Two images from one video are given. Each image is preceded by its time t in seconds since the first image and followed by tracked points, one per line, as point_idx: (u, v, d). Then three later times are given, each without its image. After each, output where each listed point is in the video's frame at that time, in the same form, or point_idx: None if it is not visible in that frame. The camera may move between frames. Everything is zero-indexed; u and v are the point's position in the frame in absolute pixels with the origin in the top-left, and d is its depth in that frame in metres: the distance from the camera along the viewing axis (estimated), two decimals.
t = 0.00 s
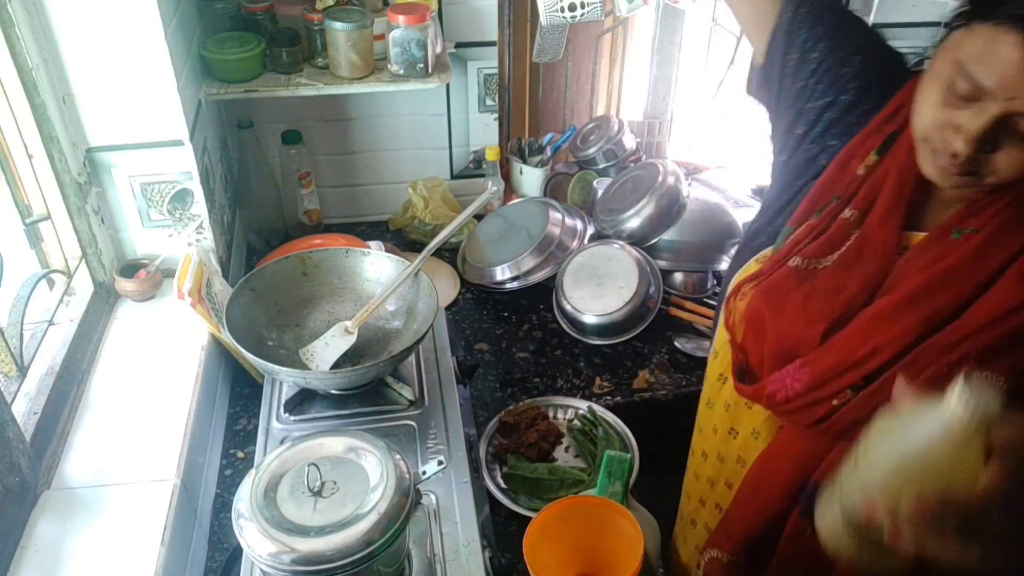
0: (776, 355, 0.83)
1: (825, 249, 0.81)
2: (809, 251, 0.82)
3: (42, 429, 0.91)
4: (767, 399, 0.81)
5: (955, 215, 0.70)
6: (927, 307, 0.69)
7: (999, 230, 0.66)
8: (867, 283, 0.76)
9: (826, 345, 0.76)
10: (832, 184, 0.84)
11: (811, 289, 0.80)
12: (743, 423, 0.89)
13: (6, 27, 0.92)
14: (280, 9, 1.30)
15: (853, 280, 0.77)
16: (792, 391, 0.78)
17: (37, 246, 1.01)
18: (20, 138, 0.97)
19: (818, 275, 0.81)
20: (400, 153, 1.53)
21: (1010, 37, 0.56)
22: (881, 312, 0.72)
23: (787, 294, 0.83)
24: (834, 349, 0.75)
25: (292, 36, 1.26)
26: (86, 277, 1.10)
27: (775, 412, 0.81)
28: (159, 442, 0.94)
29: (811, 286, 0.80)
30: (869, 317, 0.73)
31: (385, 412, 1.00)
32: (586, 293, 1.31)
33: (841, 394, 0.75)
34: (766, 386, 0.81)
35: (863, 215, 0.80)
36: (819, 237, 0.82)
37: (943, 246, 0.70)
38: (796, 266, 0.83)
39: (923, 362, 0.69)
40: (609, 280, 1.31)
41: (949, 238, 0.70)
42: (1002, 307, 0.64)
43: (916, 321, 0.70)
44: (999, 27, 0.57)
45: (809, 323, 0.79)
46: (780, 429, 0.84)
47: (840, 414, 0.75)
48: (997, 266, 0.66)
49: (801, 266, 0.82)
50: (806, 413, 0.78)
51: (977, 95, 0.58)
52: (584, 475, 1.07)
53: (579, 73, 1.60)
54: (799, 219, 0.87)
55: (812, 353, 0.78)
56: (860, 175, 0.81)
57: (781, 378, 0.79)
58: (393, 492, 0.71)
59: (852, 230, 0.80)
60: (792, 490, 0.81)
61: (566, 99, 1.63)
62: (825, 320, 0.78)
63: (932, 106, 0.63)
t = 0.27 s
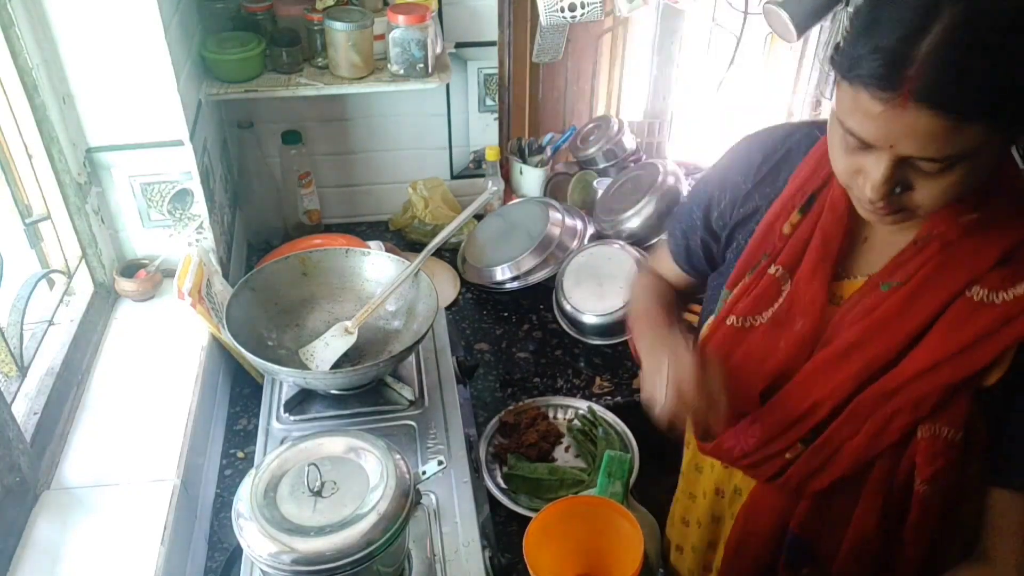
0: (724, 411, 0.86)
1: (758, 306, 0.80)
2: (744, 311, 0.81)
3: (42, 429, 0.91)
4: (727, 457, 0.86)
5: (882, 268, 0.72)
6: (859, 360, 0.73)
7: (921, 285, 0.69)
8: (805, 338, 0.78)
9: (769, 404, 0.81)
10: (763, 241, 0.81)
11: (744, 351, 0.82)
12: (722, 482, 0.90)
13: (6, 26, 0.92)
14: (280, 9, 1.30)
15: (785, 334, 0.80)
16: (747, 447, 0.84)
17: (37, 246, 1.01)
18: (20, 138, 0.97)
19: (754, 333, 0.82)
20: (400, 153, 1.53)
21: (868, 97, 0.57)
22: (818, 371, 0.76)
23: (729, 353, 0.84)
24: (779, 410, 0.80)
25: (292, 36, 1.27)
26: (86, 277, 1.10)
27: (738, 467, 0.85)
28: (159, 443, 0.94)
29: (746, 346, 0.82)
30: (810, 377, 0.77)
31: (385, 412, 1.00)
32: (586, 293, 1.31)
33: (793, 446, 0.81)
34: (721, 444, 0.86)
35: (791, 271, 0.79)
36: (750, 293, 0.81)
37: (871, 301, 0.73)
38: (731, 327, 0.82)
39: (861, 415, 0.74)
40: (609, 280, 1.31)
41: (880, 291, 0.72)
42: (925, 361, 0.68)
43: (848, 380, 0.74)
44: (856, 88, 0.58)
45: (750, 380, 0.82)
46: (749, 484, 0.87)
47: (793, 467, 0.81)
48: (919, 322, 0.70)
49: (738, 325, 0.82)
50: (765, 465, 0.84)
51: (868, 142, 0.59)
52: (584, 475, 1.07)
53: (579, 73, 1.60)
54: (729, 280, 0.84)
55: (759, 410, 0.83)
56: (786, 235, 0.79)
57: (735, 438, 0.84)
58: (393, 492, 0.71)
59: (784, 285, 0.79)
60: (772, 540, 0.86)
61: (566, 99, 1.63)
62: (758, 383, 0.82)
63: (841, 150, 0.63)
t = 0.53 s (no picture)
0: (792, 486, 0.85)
1: (826, 368, 0.82)
2: (810, 376, 0.83)
3: (42, 428, 0.91)
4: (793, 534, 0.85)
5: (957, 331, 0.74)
6: (938, 434, 0.74)
7: (1004, 351, 0.71)
8: (875, 403, 0.79)
9: (841, 479, 0.81)
10: (827, 298, 0.83)
11: (811, 420, 0.83)
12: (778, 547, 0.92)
13: (6, 26, 0.92)
14: (280, 9, 1.30)
15: (856, 403, 0.80)
16: (818, 523, 0.83)
17: (37, 246, 1.01)
18: (21, 138, 0.97)
19: (822, 399, 0.83)
20: (400, 153, 1.53)
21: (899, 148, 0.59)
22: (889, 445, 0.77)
23: (798, 418, 0.84)
24: (851, 484, 0.80)
25: (292, 36, 1.26)
26: (86, 277, 1.10)
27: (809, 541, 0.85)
28: (159, 443, 0.94)
29: (816, 412, 0.83)
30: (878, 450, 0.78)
31: (385, 412, 0.99)
32: (586, 293, 1.31)
33: (869, 524, 0.80)
34: (788, 521, 0.85)
35: (858, 331, 0.81)
36: (817, 356, 0.82)
37: (948, 368, 0.75)
38: (797, 391, 0.84)
39: (943, 488, 0.75)
40: (609, 280, 1.31)
41: (956, 355, 0.74)
42: (1011, 437, 0.70)
43: (926, 454, 0.75)
44: (890, 141, 0.60)
45: (818, 452, 0.82)
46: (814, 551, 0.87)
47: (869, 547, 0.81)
48: (1002, 393, 0.71)
49: (806, 390, 0.83)
50: (832, 542, 0.83)
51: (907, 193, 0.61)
52: (584, 475, 1.07)
53: (579, 73, 1.60)
54: (790, 338, 0.85)
55: (829, 486, 0.82)
56: (852, 291, 0.82)
57: (802, 514, 0.84)
58: (393, 492, 0.71)
59: (852, 344, 0.81)
60: None
61: (566, 100, 1.63)
62: (830, 455, 0.81)
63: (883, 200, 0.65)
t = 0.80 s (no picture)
0: (818, 508, 0.86)
1: (843, 389, 0.83)
2: (828, 399, 0.84)
3: (42, 428, 0.91)
4: (824, 556, 0.86)
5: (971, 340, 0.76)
6: (957, 441, 0.76)
7: (1013, 356, 0.73)
8: (897, 420, 0.80)
9: (866, 497, 0.82)
10: (840, 319, 0.84)
11: (834, 441, 0.84)
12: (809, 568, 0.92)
13: (6, 27, 0.92)
14: (280, 9, 1.30)
15: (874, 423, 0.81)
16: (847, 544, 0.83)
17: (37, 246, 1.02)
18: (21, 138, 0.97)
19: (840, 418, 0.84)
20: (400, 153, 1.53)
21: (909, 166, 0.60)
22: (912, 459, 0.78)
23: (820, 439, 0.85)
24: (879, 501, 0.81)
25: (292, 36, 1.26)
26: (86, 277, 1.10)
27: (838, 564, 0.85)
28: (159, 443, 0.94)
29: (838, 433, 0.84)
30: (901, 466, 0.79)
31: (385, 412, 0.99)
32: (586, 293, 1.31)
33: (898, 541, 0.81)
34: (818, 546, 0.86)
35: (873, 349, 0.82)
36: (834, 376, 0.84)
37: (963, 377, 0.76)
38: (818, 413, 0.85)
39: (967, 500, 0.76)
40: (609, 280, 1.31)
41: (970, 364, 0.76)
42: None
43: (948, 464, 0.76)
44: (900, 159, 0.61)
45: (841, 473, 0.83)
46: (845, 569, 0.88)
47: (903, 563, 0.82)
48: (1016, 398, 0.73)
49: (824, 413, 0.84)
50: (864, 560, 0.84)
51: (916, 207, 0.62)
52: (584, 475, 1.07)
53: (579, 73, 1.60)
54: (806, 362, 0.86)
55: (856, 505, 0.83)
56: (865, 310, 0.83)
57: (831, 536, 0.84)
58: (393, 491, 0.71)
59: (869, 362, 0.82)
60: None
61: (566, 100, 1.63)
62: (852, 476, 0.82)
63: (895, 216, 0.66)
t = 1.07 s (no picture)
0: (824, 512, 0.86)
1: (851, 392, 0.83)
2: (835, 401, 0.84)
3: (42, 428, 0.91)
4: (828, 561, 0.86)
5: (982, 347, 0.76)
6: (968, 450, 0.76)
7: None
8: (904, 424, 0.80)
9: (872, 503, 0.82)
10: (846, 321, 0.84)
11: (840, 444, 0.84)
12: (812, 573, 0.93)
13: (6, 27, 0.92)
14: (280, 9, 1.30)
15: (881, 427, 0.81)
16: (851, 548, 0.83)
17: (37, 246, 1.02)
18: (21, 138, 0.97)
19: (847, 421, 0.84)
20: (401, 153, 1.53)
21: (927, 170, 0.61)
22: (920, 466, 0.78)
23: (825, 442, 0.85)
24: (885, 506, 0.81)
25: (292, 36, 1.26)
26: (86, 277, 1.10)
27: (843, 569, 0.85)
28: (159, 443, 0.94)
29: (844, 436, 0.84)
30: (908, 472, 0.79)
31: (385, 412, 0.99)
32: (586, 293, 1.31)
33: (905, 547, 0.81)
34: (822, 551, 0.86)
35: (881, 353, 0.82)
36: (841, 379, 0.84)
37: (973, 383, 0.76)
38: (824, 415, 0.85)
39: (974, 509, 0.75)
40: (609, 280, 1.31)
41: (982, 370, 0.76)
42: None
43: (958, 472, 0.76)
44: (918, 163, 0.62)
45: (847, 477, 0.83)
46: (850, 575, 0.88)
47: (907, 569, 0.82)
48: None
49: (830, 415, 0.84)
50: (868, 565, 0.84)
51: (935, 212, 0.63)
52: (583, 475, 1.07)
53: (579, 73, 1.60)
54: (814, 363, 0.86)
55: (862, 510, 0.83)
56: (872, 312, 0.83)
57: (835, 540, 0.84)
58: (393, 492, 0.71)
59: (876, 365, 0.82)
60: None
61: (566, 99, 1.63)
62: (858, 480, 0.82)
63: (910, 218, 0.66)
